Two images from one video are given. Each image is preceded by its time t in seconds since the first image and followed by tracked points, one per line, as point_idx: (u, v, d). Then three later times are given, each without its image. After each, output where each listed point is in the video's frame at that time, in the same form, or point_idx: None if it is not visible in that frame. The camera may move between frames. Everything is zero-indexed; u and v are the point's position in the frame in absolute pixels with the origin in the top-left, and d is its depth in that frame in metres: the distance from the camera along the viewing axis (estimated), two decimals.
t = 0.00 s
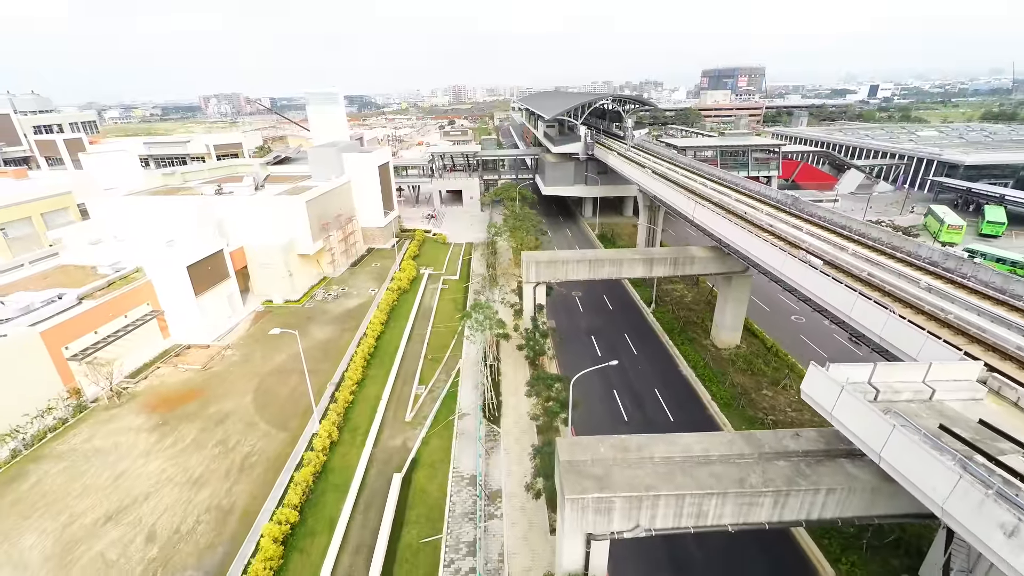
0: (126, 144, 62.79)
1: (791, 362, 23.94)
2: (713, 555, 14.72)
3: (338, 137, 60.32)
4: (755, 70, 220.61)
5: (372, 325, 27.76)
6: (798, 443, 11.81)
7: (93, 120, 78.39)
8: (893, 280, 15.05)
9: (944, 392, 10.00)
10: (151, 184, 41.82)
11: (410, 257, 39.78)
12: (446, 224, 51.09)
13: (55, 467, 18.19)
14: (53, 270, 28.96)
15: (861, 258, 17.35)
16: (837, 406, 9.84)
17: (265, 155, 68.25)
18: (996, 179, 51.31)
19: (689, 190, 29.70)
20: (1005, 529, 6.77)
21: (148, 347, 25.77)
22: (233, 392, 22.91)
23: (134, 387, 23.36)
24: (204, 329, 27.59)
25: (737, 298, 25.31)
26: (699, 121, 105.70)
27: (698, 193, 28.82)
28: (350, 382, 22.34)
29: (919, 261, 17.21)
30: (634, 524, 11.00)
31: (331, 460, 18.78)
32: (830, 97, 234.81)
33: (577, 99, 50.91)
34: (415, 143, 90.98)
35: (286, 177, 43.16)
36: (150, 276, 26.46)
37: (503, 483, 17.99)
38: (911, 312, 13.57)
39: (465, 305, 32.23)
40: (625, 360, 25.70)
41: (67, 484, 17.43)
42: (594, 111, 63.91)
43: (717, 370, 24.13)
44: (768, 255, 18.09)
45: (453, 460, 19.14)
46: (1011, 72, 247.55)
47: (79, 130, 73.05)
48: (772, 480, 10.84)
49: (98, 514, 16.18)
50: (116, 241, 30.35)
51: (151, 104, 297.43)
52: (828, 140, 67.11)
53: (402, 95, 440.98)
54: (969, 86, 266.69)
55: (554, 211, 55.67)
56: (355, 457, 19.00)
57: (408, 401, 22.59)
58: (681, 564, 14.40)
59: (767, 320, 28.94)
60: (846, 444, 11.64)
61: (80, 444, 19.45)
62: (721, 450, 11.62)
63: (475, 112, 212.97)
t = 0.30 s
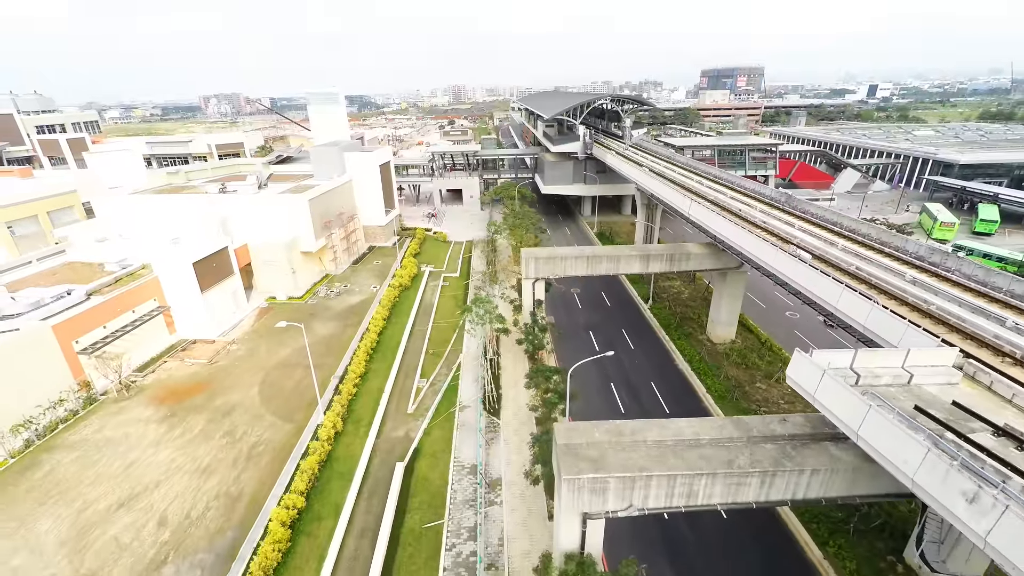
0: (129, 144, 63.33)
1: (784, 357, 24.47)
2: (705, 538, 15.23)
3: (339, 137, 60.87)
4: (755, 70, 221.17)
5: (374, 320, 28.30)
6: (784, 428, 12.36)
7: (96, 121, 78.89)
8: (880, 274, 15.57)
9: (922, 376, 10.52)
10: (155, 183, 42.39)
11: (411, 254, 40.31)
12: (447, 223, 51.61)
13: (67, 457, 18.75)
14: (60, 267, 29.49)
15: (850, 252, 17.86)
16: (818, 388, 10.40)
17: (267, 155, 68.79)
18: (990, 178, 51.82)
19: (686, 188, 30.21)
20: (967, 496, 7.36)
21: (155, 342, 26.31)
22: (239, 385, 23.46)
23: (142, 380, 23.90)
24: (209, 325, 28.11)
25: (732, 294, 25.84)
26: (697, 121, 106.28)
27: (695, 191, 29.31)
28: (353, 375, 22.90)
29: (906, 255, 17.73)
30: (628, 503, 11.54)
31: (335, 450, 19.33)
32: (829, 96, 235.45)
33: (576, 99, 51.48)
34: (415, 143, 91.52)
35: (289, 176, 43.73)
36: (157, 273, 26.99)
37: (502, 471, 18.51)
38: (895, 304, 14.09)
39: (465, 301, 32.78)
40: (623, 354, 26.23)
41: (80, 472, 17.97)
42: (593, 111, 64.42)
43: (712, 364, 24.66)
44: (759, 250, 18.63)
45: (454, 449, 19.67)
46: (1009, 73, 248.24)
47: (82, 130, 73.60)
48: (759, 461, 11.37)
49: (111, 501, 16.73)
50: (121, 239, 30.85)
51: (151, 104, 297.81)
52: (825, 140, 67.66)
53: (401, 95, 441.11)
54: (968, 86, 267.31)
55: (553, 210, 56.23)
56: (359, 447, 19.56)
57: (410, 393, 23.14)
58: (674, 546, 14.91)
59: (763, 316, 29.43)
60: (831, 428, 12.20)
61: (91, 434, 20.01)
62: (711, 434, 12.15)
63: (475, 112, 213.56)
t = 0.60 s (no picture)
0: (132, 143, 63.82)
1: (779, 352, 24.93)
2: (699, 526, 15.68)
3: (340, 137, 61.39)
4: (755, 70, 221.53)
5: (376, 316, 28.79)
6: (774, 416, 12.85)
7: (98, 121, 79.42)
8: (869, 269, 16.03)
9: (905, 364, 10.98)
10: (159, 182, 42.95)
11: (412, 252, 40.81)
12: (448, 222, 52.11)
13: (78, 448, 19.26)
14: (67, 264, 29.96)
15: (841, 249, 18.32)
16: (804, 375, 10.91)
17: (268, 154, 69.26)
18: (986, 177, 52.34)
19: (683, 186, 30.67)
20: (940, 472, 7.83)
21: (161, 337, 26.78)
22: (244, 379, 23.95)
23: (149, 374, 24.39)
24: (214, 320, 28.58)
25: (728, 290, 26.31)
26: (696, 121, 106.79)
27: (692, 190, 29.77)
28: (356, 369, 23.39)
29: (895, 251, 18.18)
30: (623, 487, 12.02)
31: (339, 441, 19.81)
32: (828, 97, 236.13)
33: (575, 99, 51.98)
34: (415, 142, 91.99)
35: (291, 175, 44.22)
36: (163, 270, 27.44)
37: (502, 462, 18.97)
38: (883, 297, 14.55)
39: (466, 298, 33.27)
40: (620, 350, 26.71)
41: (90, 463, 18.46)
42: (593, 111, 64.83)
43: (708, 359, 25.11)
44: (753, 246, 19.11)
45: (455, 441, 20.14)
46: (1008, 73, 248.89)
47: (85, 130, 74.15)
48: (749, 447, 11.83)
49: (122, 490, 17.22)
50: (127, 237, 31.33)
51: (152, 104, 298.18)
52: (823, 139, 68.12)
53: (401, 95, 441.81)
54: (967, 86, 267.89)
55: (553, 209, 56.79)
56: (363, 439, 20.04)
57: (412, 387, 23.63)
58: (669, 533, 15.38)
59: (759, 313, 29.88)
60: (819, 416, 12.67)
61: (101, 426, 20.52)
62: (704, 422, 12.64)
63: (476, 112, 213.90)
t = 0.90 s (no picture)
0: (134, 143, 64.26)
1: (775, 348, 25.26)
2: (695, 516, 16.03)
3: (341, 137, 61.74)
4: (755, 70, 221.72)
5: (377, 313, 29.17)
6: (767, 407, 13.22)
7: (100, 121, 79.88)
8: (861, 265, 16.39)
9: (892, 356, 11.32)
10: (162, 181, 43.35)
11: (413, 251, 41.18)
12: (448, 221, 52.48)
13: (86, 442, 19.72)
14: (72, 263, 30.32)
15: (835, 246, 18.69)
16: (794, 366, 11.26)
17: (269, 154, 69.62)
18: (983, 177, 52.67)
19: (681, 185, 31.03)
20: (920, 455, 8.20)
21: (166, 334, 27.16)
22: (248, 375, 24.34)
23: (154, 371, 24.79)
24: (218, 318, 28.94)
25: (724, 288, 26.67)
26: (696, 121, 107.14)
27: (690, 189, 30.13)
28: (358, 365, 23.75)
29: (888, 248, 18.55)
30: (620, 476, 12.38)
31: (342, 436, 20.18)
32: (827, 97, 236.83)
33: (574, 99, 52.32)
34: (415, 142, 92.36)
35: (292, 175, 44.59)
36: (167, 268, 27.80)
37: (502, 456, 19.32)
38: (874, 292, 14.90)
39: (466, 296, 33.61)
40: (619, 347, 27.02)
41: (98, 456, 18.93)
42: (592, 111, 65.02)
43: (705, 355, 25.46)
44: (748, 243, 19.47)
45: (456, 435, 20.48)
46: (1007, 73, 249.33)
47: (86, 130, 74.59)
48: (742, 437, 12.19)
49: (129, 482, 17.66)
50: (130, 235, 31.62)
51: (152, 104, 298.63)
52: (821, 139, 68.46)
53: (401, 95, 441.94)
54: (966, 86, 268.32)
55: (552, 208, 57.22)
56: (365, 433, 20.40)
57: (413, 383, 24.00)
58: (665, 523, 15.72)
59: (756, 310, 30.22)
60: (810, 407, 13.03)
61: (108, 421, 20.98)
62: (698, 413, 13.00)
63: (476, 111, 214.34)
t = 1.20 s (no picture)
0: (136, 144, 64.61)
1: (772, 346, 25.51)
2: (693, 511, 16.25)
3: (341, 137, 61.99)
4: (755, 70, 221.96)
5: (378, 312, 29.43)
6: (762, 402, 13.47)
7: (101, 121, 80.22)
8: (856, 263, 16.61)
9: (884, 351, 11.56)
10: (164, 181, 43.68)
11: (414, 250, 41.43)
12: (448, 221, 52.74)
13: (91, 438, 20.06)
14: (75, 262, 30.58)
15: (830, 244, 18.93)
16: (788, 361, 11.51)
17: (270, 154, 69.90)
18: (981, 177, 52.89)
19: (680, 185, 31.27)
20: (908, 445, 8.45)
21: (169, 332, 27.43)
22: (250, 372, 24.60)
23: (157, 368, 25.11)
24: (220, 317, 29.20)
25: (722, 286, 26.91)
26: (695, 121, 107.41)
27: (688, 188, 30.37)
28: (360, 363, 23.99)
29: (883, 247, 18.77)
30: (617, 469, 12.63)
31: (344, 432, 20.44)
32: (826, 97, 237.33)
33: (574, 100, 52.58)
34: (416, 143, 92.62)
35: (293, 175, 44.86)
36: (170, 267, 28.03)
37: (502, 452, 19.56)
38: (868, 290, 15.14)
39: (466, 295, 33.84)
40: (618, 345, 27.18)
41: (103, 452, 19.27)
42: (591, 111, 65.13)
43: (703, 353, 25.67)
44: (745, 242, 19.71)
45: (457, 432, 20.71)
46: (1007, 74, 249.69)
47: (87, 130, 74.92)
48: (737, 431, 12.44)
49: (134, 478, 17.99)
50: (132, 234, 31.84)
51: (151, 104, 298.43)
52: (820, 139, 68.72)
53: (401, 96, 442.71)
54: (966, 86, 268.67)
55: (552, 207, 57.55)
56: (366, 430, 20.65)
57: (413, 381, 24.25)
58: (663, 518, 15.94)
59: (754, 309, 30.43)
60: (805, 402, 13.27)
61: (112, 418, 21.32)
62: (694, 408, 13.25)
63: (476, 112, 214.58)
